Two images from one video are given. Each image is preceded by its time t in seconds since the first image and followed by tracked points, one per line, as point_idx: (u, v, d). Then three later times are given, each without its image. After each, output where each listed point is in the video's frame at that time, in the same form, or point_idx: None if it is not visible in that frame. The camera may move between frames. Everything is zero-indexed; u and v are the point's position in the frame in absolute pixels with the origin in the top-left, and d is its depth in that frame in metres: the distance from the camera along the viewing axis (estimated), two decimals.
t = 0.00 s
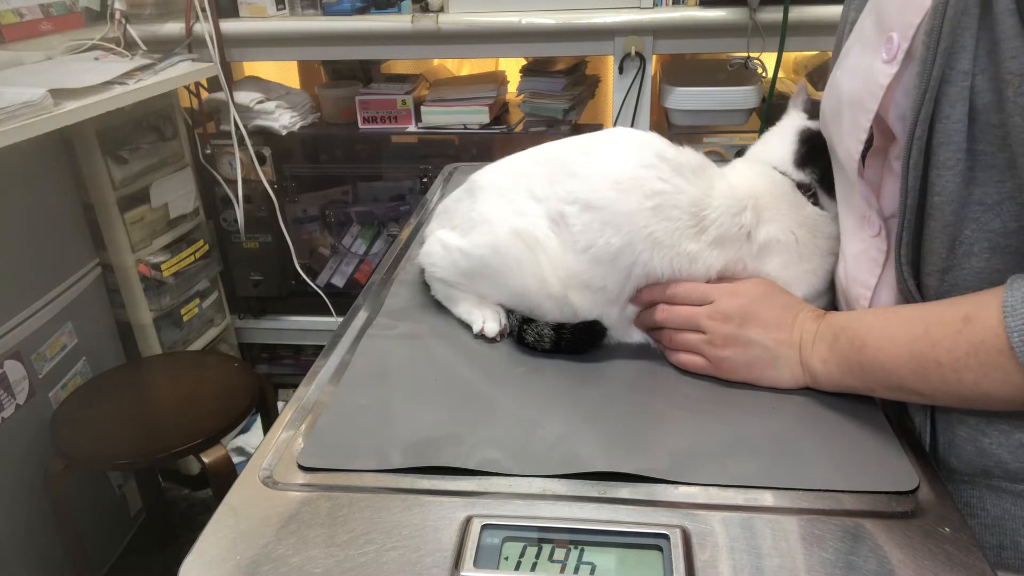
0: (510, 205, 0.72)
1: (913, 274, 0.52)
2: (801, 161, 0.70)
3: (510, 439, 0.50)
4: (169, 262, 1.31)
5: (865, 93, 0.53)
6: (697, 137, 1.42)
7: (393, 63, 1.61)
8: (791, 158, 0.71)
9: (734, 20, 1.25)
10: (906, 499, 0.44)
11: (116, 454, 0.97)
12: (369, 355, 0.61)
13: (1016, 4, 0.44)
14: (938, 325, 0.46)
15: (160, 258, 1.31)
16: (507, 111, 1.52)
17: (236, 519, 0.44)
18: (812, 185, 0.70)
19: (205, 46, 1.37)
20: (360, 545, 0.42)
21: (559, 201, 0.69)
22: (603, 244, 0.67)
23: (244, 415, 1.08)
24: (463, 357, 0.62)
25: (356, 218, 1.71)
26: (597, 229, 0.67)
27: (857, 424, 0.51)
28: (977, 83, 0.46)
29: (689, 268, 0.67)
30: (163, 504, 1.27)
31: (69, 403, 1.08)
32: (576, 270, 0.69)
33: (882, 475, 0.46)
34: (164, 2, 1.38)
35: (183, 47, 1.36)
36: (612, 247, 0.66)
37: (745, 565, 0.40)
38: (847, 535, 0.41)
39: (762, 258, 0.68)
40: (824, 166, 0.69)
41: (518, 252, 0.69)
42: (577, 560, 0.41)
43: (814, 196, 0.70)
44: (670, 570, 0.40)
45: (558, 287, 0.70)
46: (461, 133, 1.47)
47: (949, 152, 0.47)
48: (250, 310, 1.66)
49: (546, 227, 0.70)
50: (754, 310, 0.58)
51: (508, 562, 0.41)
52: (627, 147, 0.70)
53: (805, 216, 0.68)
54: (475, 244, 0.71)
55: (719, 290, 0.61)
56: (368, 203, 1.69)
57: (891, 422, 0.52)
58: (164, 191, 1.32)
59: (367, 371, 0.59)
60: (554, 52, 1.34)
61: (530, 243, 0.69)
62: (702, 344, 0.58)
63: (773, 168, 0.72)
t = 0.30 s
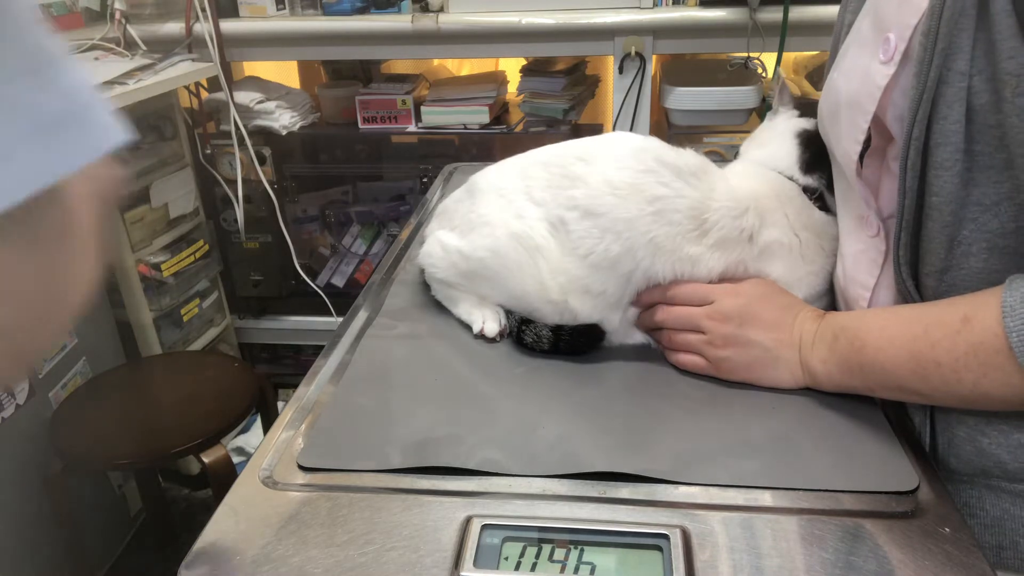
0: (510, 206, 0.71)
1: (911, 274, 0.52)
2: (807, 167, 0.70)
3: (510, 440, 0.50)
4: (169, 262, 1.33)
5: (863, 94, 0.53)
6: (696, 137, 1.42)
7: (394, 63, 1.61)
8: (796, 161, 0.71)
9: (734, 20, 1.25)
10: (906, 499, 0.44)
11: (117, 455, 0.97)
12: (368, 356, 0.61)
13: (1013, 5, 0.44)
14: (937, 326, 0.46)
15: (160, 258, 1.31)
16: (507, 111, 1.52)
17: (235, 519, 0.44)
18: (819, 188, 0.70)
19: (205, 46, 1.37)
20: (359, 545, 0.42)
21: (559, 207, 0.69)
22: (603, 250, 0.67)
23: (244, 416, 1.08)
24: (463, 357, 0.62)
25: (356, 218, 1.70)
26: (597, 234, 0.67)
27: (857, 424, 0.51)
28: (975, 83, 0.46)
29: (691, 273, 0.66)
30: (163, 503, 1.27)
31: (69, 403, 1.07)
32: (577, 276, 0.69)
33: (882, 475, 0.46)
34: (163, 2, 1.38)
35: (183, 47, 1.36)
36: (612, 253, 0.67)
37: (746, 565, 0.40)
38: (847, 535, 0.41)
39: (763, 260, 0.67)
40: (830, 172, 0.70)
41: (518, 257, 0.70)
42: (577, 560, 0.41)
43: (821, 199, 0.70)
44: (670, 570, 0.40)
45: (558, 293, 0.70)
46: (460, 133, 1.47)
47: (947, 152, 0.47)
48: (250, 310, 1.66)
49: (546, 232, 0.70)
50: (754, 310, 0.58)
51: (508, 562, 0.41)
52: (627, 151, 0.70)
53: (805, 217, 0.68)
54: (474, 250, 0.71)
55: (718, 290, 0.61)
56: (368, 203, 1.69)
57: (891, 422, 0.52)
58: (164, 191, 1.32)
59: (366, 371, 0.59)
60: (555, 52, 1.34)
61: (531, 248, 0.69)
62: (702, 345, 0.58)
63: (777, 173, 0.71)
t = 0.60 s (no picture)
0: (509, 207, 0.71)
1: (911, 274, 0.52)
2: (810, 169, 0.70)
3: (510, 440, 0.50)
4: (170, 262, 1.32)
5: (862, 94, 0.53)
6: (696, 137, 1.42)
7: (393, 63, 1.61)
8: (798, 165, 0.71)
9: (734, 20, 1.25)
10: (906, 499, 0.44)
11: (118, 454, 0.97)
12: (368, 355, 0.61)
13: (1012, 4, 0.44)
14: (937, 326, 0.46)
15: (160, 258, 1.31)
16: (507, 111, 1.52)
17: (236, 519, 0.44)
18: (822, 190, 0.70)
19: (205, 46, 1.37)
20: (359, 545, 0.42)
21: (559, 208, 0.69)
22: (602, 251, 0.67)
23: (244, 415, 1.08)
24: (463, 357, 0.62)
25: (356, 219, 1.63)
26: (597, 236, 0.67)
27: (856, 424, 0.51)
28: (974, 83, 0.46)
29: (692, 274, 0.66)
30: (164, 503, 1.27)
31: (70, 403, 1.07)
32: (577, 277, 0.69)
33: (882, 476, 0.46)
34: (163, 2, 1.38)
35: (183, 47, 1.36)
36: (612, 254, 0.67)
37: (745, 566, 0.40)
38: (847, 535, 0.41)
39: (763, 260, 0.67)
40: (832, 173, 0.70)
41: (518, 259, 0.69)
42: (577, 560, 0.41)
43: (823, 200, 0.71)
44: (669, 570, 0.40)
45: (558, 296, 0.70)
46: (460, 133, 1.47)
47: (946, 152, 0.47)
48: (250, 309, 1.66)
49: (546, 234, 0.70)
50: (754, 310, 0.58)
51: (507, 562, 0.41)
52: (628, 151, 0.70)
53: (806, 217, 0.68)
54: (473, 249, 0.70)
55: (718, 290, 0.61)
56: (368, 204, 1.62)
57: (891, 422, 0.52)
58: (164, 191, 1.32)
59: (367, 371, 0.59)
60: (555, 52, 1.34)
61: (531, 249, 0.69)
62: (702, 344, 0.58)
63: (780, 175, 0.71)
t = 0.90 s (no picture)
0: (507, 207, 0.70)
1: (910, 274, 0.52)
2: (810, 172, 0.71)
3: (509, 439, 0.50)
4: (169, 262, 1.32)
5: (862, 93, 0.53)
6: (696, 137, 1.42)
7: (393, 64, 1.60)
8: (798, 166, 0.72)
9: (734, 19, 1.25)
10: (906, 498, 0.44)
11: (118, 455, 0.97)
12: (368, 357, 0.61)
13: (1011, 5, 0.44)
14: (935, 326, 0.46)
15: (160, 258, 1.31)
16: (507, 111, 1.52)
17: (236, 519, 0.45)
18: (823, 191, 0.71)
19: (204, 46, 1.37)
20: (360, 545, 0.42)
21: (560, 209, 0.67)
22: (602, 252, 0.65)
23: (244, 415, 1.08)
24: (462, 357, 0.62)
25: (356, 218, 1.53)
26: (596, 237, 0.65)
27: (856, 424, 0.51)
28: (973, 83, 0.46)
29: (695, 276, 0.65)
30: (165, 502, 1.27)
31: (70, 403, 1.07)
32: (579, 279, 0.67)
33: (882, 475, 0.46)
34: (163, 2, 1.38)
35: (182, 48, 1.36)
36: (612, 256, 0.65)
37: (745, 565, 0.40)
38: (846, 535, 0.42)
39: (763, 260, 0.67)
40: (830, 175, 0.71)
41: (517, 259, 0.67)
42: (577, 559, 0.41)
43: (824, 202, 0.71)
44: (669, 570, 0.40)
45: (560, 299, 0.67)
46: (461, 133, 1.48)
47: (945, 152, 0.47)
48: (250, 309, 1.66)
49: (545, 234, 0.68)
50: (754, 311, 0.58)
51: (508, 562, 0.41)
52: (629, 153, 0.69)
53: (807, 216, 0.68)
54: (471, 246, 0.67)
55: (718, 290, 0.61)
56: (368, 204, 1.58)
57: (891, 421, 0.52)
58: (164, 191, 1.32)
59: (366, 373, 0.59)
60: (555, 52, 1.34)
61: (529, 250, 0.67)
62: (702, 345, 0.58)
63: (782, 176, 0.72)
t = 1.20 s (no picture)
0: (508, 208, 0.70)
1: (910, 274, 0.52)
2: (811, 171, 0.71)
3: (508, 439, 0.50)
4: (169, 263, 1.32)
5: (862, 93, 0.53)
6: (696, 137, 1.42)
7: (393, 64, 1.57)
8: (799, 166, 0.72)
9: (734, 19, 1.25)
10: (906, 499, 0.44)
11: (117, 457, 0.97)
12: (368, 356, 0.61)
13: (1011, 4, 0.44)
14: (935, 326, 0.46)
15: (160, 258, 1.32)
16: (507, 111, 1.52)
17: (236, 519, 0.45)
18: (823, 191, 0.71)
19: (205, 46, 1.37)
20: (360, 545, 0.42)
21: (562, 210, 0.66)
22: (604, 254, 0.65)
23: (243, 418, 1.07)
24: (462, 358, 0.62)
25: (355, 218, 1.38)
26: (598, 238, 0.65)
27: (856, 423, 0.51)
28: (973, 82, 0.46)
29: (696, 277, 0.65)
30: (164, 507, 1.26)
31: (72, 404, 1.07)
32: (580, 280, 0.66)
33: (882, 475, 0.46)
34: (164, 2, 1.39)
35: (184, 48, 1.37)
36: (614, 257, 0.65)
37: (745, 565, 0.40)
38: (845, 536, 0.42)
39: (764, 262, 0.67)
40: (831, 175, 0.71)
41: (517, 260, 0.67)
42: (577, 559, 0.41)
43: (825, 202, 0.71)
44: (669, 570, 0.40)
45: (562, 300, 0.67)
46: (461, 133, 1.48)
47: (945, 152, 0.47)
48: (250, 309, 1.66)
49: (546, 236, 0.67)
50: (753, 311, 0.58)
51: (508, 562, 0.41)
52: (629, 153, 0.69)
53: (808, 217, 0.68)
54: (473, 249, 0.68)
55: (718, 291, 0.61)
56: (368, 203, 1.46)
57: (891, 421, 0.52)
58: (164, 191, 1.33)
59: (366, 373, 0.59)
60: (555, 52, 1.34)
61: (530, 251, 0.67)
62: (702, 345, 0.58)
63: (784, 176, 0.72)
